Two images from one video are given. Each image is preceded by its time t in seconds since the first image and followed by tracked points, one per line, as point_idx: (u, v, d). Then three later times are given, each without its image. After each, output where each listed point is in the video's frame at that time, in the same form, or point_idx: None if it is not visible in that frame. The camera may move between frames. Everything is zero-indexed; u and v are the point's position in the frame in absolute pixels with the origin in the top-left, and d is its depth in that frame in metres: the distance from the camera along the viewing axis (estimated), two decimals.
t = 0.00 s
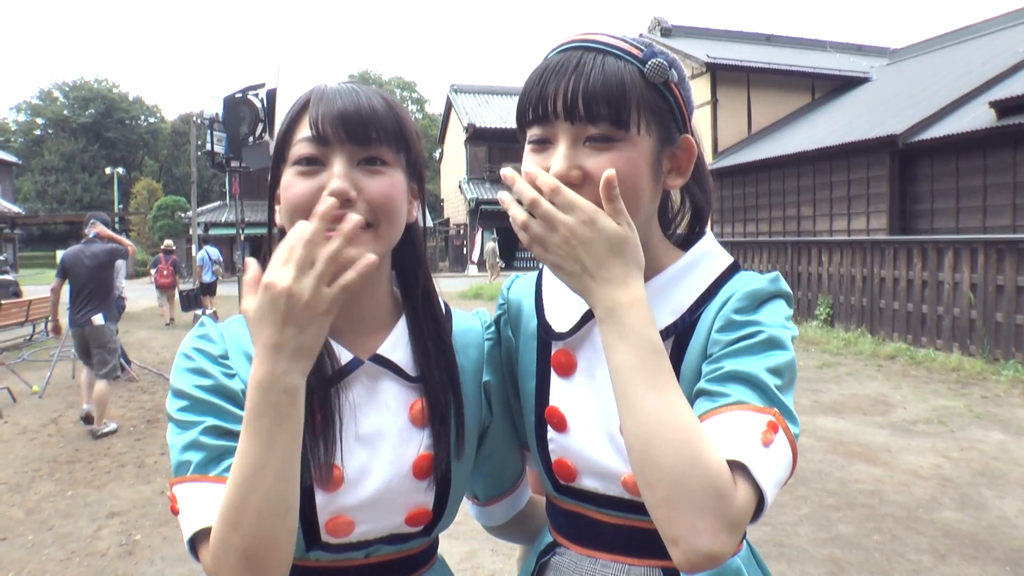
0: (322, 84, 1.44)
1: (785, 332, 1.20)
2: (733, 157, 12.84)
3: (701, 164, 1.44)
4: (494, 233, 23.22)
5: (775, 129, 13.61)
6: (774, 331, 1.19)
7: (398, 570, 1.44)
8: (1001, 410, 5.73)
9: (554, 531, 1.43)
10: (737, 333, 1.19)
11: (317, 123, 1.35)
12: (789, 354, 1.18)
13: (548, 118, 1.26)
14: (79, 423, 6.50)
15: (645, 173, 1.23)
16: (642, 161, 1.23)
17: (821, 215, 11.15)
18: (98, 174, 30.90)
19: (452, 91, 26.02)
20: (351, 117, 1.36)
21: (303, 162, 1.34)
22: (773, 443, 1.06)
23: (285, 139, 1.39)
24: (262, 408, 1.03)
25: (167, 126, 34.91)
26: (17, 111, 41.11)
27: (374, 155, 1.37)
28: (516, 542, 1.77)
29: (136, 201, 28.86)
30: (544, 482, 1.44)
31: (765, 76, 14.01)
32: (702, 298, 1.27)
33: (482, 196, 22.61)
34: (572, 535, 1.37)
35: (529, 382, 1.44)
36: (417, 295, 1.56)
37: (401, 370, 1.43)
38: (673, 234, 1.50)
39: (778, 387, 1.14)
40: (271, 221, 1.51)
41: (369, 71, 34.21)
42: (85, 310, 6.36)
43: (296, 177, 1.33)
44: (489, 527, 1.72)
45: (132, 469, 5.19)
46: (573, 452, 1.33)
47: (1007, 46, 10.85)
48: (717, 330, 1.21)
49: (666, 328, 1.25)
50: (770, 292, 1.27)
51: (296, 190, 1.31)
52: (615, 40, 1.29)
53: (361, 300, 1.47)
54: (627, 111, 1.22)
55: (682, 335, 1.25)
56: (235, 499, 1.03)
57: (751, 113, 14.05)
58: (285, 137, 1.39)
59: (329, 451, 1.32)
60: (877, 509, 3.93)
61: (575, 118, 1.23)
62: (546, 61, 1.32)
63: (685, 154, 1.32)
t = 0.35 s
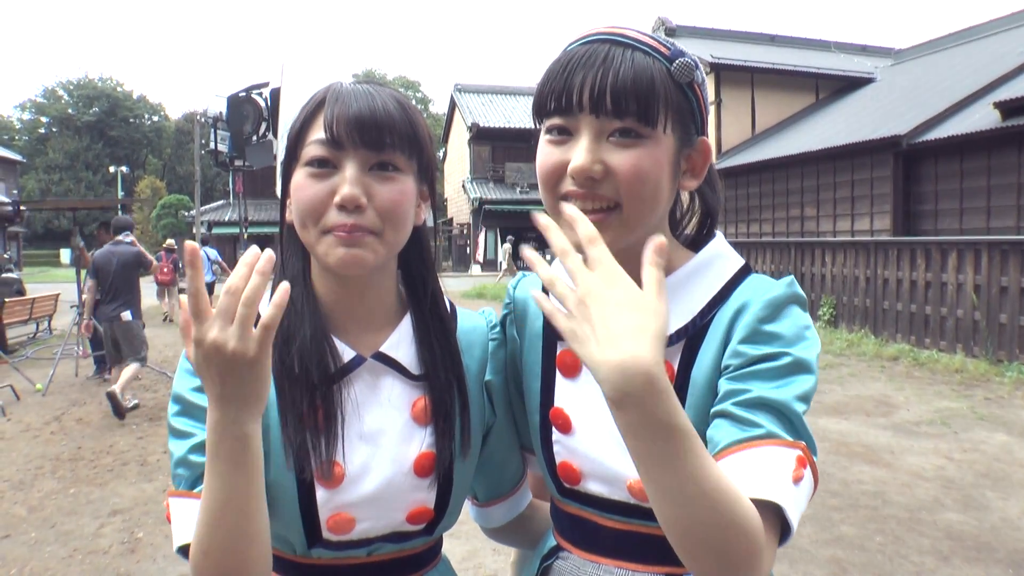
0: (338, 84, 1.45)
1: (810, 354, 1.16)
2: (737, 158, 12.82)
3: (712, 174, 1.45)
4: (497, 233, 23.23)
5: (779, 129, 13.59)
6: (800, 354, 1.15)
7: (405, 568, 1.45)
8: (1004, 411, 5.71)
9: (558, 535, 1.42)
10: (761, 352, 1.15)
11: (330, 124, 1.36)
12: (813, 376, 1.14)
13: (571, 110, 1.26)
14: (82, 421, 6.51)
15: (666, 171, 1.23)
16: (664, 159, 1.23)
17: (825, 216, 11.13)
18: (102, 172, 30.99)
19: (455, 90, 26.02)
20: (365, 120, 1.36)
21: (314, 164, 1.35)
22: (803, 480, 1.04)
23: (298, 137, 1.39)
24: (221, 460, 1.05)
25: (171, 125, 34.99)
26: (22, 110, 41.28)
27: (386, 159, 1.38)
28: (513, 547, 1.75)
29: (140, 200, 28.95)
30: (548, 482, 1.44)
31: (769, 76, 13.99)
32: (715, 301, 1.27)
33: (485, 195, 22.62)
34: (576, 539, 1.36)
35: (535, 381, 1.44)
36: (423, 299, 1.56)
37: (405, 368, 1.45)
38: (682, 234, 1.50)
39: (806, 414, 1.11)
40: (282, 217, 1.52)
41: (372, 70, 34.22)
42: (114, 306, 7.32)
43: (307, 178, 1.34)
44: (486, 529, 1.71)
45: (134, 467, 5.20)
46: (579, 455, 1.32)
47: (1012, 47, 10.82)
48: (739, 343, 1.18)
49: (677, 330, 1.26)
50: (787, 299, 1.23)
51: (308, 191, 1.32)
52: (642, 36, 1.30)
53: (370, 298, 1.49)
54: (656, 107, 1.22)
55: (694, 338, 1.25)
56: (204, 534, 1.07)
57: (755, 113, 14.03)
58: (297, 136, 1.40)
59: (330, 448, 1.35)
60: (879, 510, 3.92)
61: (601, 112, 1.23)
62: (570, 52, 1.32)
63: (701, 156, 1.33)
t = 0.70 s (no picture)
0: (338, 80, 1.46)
1: (816, 355, 1.17)
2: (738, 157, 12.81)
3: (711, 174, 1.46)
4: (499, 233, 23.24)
5: (780, 128, 13.58)
6: (805, 355, 1.16)
7: (400, 569, 1.46)
8: (1007, 409, 5.71)
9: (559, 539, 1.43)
10: (765, 355, 1.15)
11: (329, 118, 1.36)
12: (819, 378, 1.15)
13: (570, 107, 1.26)
14: (86, 423, 6.52)
15: (670, 168, 1.23)
16: (666, 155, 1.23)
17: (827, 214, 11.12)
18: (105, 174, 31.01)
19: (456, 91, 26.02)
20: (366, 116, 1.37)
21: (313, 157, 1.35)
22: (809, 487, 1.04)
23: (296, 131, 1.40)
24: (230, 474, 1.14)
25: (172, 126, 35.00)
26: (25, 112, 41.30)
27: (386, 154, 1.38)
28: (514, 549, 1.76)
29: (142, 202, 28.99)
30: (549, 486, 1.45)
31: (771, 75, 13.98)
32: (717, 302, 1.27)
33: (487, 195, 22.62)
34: (577, 543, 1.36)
35: (534, 384, 1.44)
36: (420, 299, 1.57)
37: (397, 370, 1.45)
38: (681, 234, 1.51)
39: (812, 417, 1.11)
40: (281, 217, 1.53)
41: (373, 71, 34.22)
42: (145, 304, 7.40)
43: (306, 171, 1.35)
44: (484, 531, 1.71)
45: (137, 469, 5.21)
46: (578, 458, 1.33)
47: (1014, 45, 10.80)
48: (743, 345, 1.18)
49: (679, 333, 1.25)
50: (791, 300, 1.24)
51: (307, 184, 1.33)
52: (641, 31, 1.30)
53: (366, 300, 1.49)
54: (657, 103, 1.22)
55: (696, 340, 1.25)
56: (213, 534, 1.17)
57: (756, 112, 14.01)
58: (295, 129, 1.40)
59: (323, 451, 1.36)
60: (883, 509, 3.92)
61: (601, 108, 1.22)
62: (568, 48, 1.32)
63: (703, 151, 1.33)
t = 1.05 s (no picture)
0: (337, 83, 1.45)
1: (815, 353, 1.16)
2: (739, 154, 12.79)
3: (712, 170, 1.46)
4: (501, 231, 23.26)
5: (781, 125, 13.56)
6: (805, 353, 1.15)
7: (399, 569, 1.45)
8: (1010, 404, 5.70)
9: (562, 539, 1.43)
10: (764, 355, 1.15)
11: (326, 129, 1.36)
12: (819, 376, 1.14)
13: (573, 98, 1.25)
14: (89, 423, 6.53)
15: (673, 163, 1.23)
16: (670, 149, 1.23)
17: (828, 210, 11.11)
18: (105, 175, 31.04)
19: (457, 89, 26.00)
20: (364, 126, 1.36)
21: (311, 168, 1.35)
22: (810, 485, 1.03)
23: (294, 137, 1.39)
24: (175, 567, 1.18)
25: (173, 126, 35.00)
26: (25, 113, 41.35)
27: (385, 165, 1.38)
28: (520, 549, 1.76)
29: (143, 202, 29.02)
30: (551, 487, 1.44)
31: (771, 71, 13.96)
32: (715, 301, 1.27)
33: (488, 193, 22.62)
34: (579, 543, 1.36)
35: (534, 385, 1.44)
36: (418, 300, 1.56)
37: (394, 369, 1.47)
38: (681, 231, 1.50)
39: (812, 415, 1.10)
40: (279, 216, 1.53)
41: (373, 70, 34.20)
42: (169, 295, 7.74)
43: (304, 182, 1.35)
44: (489, 530, 1.71)
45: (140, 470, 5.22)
46: (578, 459, 1.33)
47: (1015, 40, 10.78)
48: (742, 344, 1.18)
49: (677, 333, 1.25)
50: (791, 298, 1.23)
51: (304, 197, 1.34)
52: (645, 26, 1.30)
53: (366, 304, 1.49)
54: (660, 98, 1.23)
55: (695, 340, 1.25)
56: None
57: (757, 109, 14.00)
58: (293, 137, 1.39)
59: (320, 451, 1.37)
60: (885, 505, 3.91)
61: (604, 100, 1.22)
62: (571, 42, 1.32)
63: (704, 149, 1.33)
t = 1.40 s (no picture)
0: (335, 97, 1.43)
1: (821, 356, 1.16)
2: (742, 156, 12.78)
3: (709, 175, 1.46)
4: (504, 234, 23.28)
5: (784, 127, 13.56)
6: (810, 357, 1.15)
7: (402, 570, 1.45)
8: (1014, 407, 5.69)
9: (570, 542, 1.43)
10: (770, 359, 1.15)
11: (326, 151, 1.36)
12: (825, 379, 1.14)
13: (569, 107, 1.26)
14: (92, 428, 6.55)
15: (669, 170, 1.24)
16: (667, 155, 1.23)
17: (830, 213, 11.10)
18: (108, 179, 31.13)
19: (459, 93, 26.02)
20: (364, 148, 1.35)
21: (311, 191, 1.36)
22: (815, 491, 1.03)
23: (295, 155, 1.39)
24: None
25: (176, 131, 35.07)
26: (29, 118, 41.47)
27: (387, 187, 1.38)
28: (530, 550, 1.76)
29: (147, 207, 29.09)
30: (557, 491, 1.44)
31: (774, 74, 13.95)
32: (720, 303, 1.27)
33: (491, 197, 22.64)
34: (586, 546, 1.36)
35: (539, 388, 1.44)
36: (418, 304, 1.55)
37: (395, 372, 1.47)
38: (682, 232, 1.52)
39: (819, 419, 1.10)
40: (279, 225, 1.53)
41: (376, 74, 34.25)
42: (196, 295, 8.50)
43: (304, 205, 1.36)
44: (496, 531, 1.70)
45: (144, 474, 5.23)
46: (584, 461, 1.33)
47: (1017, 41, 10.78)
48: (748, 347, 1.18)
49: (681, 335, 1.26)
50: (794, 298, 1.23)
51: (306, 222, 1.35)
52: (639, 30, 1.30)
53: (366, 315, 1.50)
54: (657, 105, 1.23)
55: (699, 343, 1.25)
56: None
57: (759, 111, 14.00)
58: (292, 156, 1.39)
59: (323, 454, 1.37)
60: (889, 507, 3.91)
61: (600, 109, 1.23)
62: (564, 49, 1.32)
63: (701, 151, 1.33)
